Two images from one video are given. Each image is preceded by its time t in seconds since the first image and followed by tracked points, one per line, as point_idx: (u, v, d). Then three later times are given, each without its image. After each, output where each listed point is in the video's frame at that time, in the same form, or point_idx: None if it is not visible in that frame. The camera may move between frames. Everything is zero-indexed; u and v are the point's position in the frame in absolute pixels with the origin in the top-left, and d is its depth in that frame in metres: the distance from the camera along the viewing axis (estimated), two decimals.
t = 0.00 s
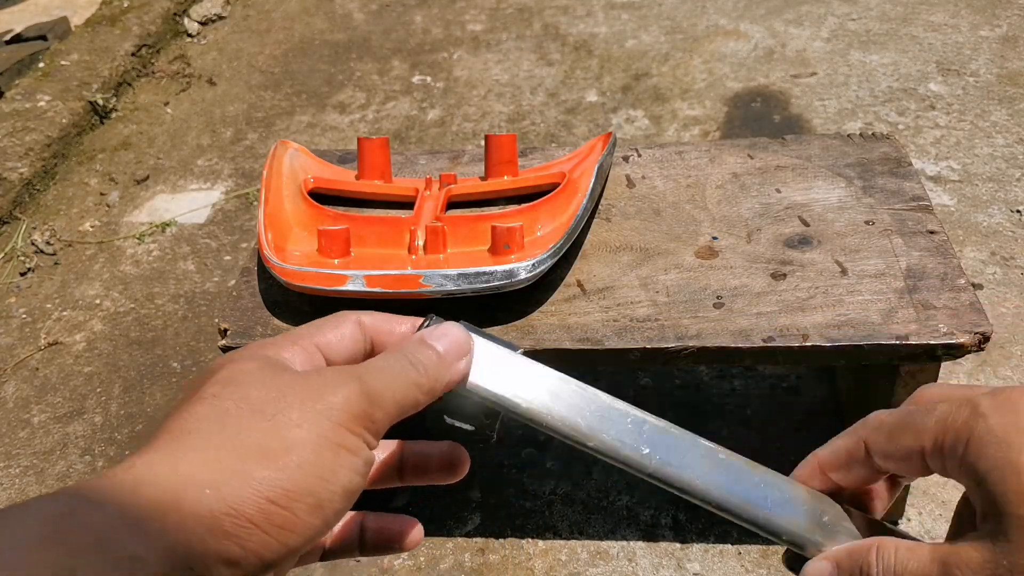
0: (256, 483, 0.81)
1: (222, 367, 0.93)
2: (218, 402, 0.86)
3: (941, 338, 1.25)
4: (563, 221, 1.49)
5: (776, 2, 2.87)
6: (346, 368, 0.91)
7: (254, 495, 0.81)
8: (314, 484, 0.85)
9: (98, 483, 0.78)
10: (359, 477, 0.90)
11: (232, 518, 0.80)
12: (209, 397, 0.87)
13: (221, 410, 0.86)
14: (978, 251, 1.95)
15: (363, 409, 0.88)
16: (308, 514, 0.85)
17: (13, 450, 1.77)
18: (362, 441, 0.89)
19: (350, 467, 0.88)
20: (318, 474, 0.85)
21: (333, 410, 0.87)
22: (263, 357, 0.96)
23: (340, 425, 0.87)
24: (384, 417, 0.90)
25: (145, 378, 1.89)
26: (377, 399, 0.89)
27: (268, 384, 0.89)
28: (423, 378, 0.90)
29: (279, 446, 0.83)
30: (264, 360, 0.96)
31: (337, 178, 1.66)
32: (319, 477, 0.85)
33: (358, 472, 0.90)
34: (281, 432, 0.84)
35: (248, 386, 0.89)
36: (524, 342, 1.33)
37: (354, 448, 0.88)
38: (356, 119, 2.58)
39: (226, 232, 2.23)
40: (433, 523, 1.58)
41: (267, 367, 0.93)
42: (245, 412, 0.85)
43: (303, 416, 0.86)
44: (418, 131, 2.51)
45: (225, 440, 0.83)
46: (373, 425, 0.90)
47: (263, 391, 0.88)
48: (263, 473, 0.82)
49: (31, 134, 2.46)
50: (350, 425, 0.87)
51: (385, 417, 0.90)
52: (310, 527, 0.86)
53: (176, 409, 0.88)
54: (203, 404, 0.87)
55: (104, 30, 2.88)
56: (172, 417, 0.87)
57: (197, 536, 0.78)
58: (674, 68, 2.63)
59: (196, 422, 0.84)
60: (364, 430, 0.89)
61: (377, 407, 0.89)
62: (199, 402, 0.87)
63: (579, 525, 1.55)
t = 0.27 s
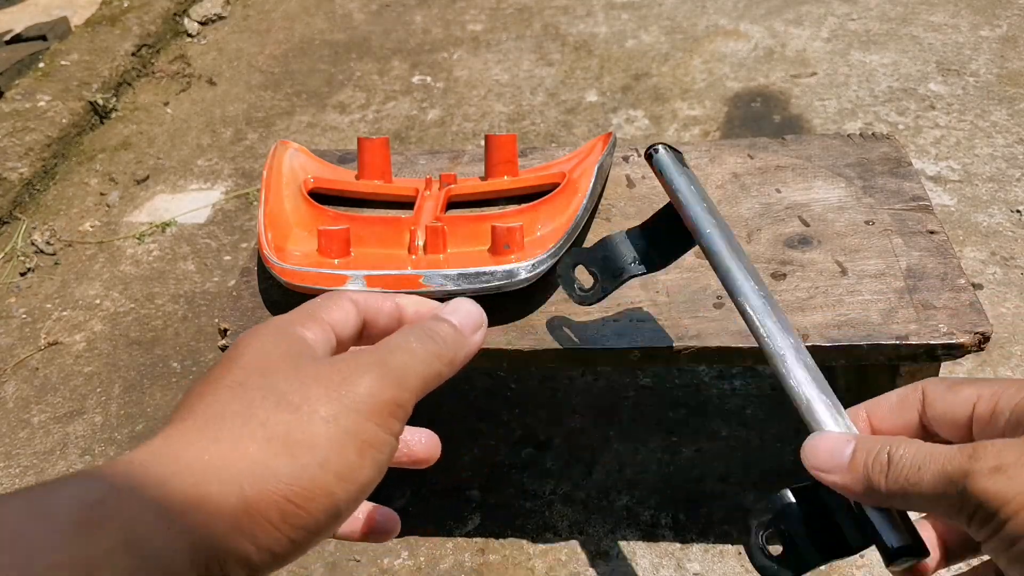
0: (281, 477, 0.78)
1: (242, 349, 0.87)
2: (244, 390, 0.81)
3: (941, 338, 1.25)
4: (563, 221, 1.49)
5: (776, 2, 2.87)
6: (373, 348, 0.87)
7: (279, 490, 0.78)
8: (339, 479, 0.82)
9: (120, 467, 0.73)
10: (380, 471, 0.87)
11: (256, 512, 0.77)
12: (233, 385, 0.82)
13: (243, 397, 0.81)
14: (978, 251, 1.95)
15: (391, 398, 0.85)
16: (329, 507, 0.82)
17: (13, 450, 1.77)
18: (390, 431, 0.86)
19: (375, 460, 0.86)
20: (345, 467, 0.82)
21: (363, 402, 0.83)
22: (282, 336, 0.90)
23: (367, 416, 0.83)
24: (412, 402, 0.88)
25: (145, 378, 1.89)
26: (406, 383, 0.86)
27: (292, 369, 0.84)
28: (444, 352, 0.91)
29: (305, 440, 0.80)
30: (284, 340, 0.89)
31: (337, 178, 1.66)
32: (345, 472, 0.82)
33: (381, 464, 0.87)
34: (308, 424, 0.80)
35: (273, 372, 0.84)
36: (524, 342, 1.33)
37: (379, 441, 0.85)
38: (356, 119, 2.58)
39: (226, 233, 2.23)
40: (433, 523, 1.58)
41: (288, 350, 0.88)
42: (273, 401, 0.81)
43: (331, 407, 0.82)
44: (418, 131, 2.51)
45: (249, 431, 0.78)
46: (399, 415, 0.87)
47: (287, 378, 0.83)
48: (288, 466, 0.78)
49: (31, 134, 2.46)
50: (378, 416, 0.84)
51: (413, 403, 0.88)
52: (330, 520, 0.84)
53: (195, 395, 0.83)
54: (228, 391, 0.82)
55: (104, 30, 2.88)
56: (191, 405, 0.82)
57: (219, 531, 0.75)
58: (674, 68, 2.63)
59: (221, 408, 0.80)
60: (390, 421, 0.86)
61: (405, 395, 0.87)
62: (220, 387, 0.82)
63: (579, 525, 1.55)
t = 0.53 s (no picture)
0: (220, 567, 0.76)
1: (207, 415, 0.85)
2: (201, 467, 0.80)
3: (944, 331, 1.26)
4: (563, 221, 1.49)
5: (776, 2, 2.87)
6: (336, 440, 0.87)
7: None
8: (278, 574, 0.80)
9: (56, 530, 0.71)
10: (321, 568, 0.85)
11: None
12: (190, 457, 0.81)
13: (199, 476, 0.79)
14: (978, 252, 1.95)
15: (345, 495, 0.84)
16: None
17: (13, 450, 1.77)
18: (339, 530, 0.84)
19: (318, 560, 0.84)
20: (285, 563, 0.80)
21: (316, 496, 0.82)
22: (249, 408, 0.88)
23: (318, 513, 0.82)
24: (365, 502, 0.86)
25: (145, 378, 1.89)
26: (361, 482, 0.85)
27: (252, 451, 0.83)
28: (405, 449, 0.90)
29: (251, 530, 0.78)
30: (250, 413, 0.88)
31: (337, 178, 1.66)
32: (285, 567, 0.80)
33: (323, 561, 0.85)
34: (257, 514, 0.79)
35: (233, 451, 0.82)
36: (524, 342, 1.33)
37: (326, 540, 0.83)
38: (356, 119, 2.58)
39: (226, 232, 2.23)
40: (433, 523, 1.58)
41: (252, 425, 0.86)
42: (226, 484, 0.79)
43: (283, 498, 0.80)
44: (418, 130, 2.51)
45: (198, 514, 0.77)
46: (350, 514, 0.85)
47: (245, 461, 0.82)
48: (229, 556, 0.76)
49: (31, 134, 2.46)
50: (329, 513, 0.83)
51: (367, 504, 0.86)
52: None
53: (149, 457, 0.81)
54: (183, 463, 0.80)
55: (104, 30, 2.88)
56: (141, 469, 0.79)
57: None
58: (674, 68, 2.63)
59: (173, 485, 0.78)
60: (341, 518, 0.84)
61: (359, 494, 0.85)
62: (178, 458, 0.80)
63: (579, 525, 1.55)
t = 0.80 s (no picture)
0: None
1: (144, 447, 0.82)
2: (135, 500, 0.77)
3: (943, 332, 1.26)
4: (563, 221, 1.49)
5: (776, 2, 2.87)
6: (277, 470, 0.84)
7: None
8: None
9: None
10: None
11: None
12: (124, 490, 0.78)
13: (131, 509, 0.76)
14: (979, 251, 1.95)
15: (284, 526, 0.81)
16: None
17: (13, 450, 1.77)
18: (276, 563, 0.81)
19: None
20: None
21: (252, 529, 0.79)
22: (189, 439, 0.86)
23: (255, 546, 0.79)
24: (306, 534, 0.84)
25: (145, 378, 1.89)
26: (302, 513, 0.83)
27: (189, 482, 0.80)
28: (349, 477, 0.88)
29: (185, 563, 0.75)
30: (189, 444, 0.85)
31: (337, 178, 1.66)
32: None
33: None
34: (192, 547, 0.76)
35: (170, 483, 0.79)
36: (524, 342, 1.33)
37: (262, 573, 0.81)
38: (356, 119, 2.58)
39: (226, 232, 2.23)
40: (433, 523, 1.58)
41: (190, 455, 0.84)
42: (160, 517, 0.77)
43: (218, 532, 0.78)
44: (418, 130, 2.51)
45: (131, 547, 0.74)
46: (289, 548, 0.83)
47: (182, 493, 0.79)
48: None
49: (31, 134, 2.46)
50: (266, 546, 0.80)
51: (308, 535, 0.84)
52: None
53: (82, 490, 0.78)
54: (116, 496, 0.77)
55: (104, 30, 2.88)
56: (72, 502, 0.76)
57: None
58: (674, 68, 2.63)
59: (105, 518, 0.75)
60: (280, 551, 0.82)
61: (299, 525, 0.83)
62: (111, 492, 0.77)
63: (579, 525, 1.55)
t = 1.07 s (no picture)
0: None
1: (152, 467, 0.82)
2: (142, 518, 0.77)
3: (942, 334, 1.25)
4: (563, 221, 1.49)
5: (776, 2, 2.87)
6: (282, 495, 0.85)
7: None
8: None
9: None
10: None
11: None
12: (132, 509, 0.77)
13: (138, 528, 0.76)
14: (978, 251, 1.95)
15: (288, 551, 0.81)
16: None
17: (13, 450, 1.77)
18: None
19: None
20: None
21: (257, 552, 0.79)
22: (195, 462, 0.85)
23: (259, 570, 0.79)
24: (308, 559, 0.84)
25: (145, 378, 1.89)
26: (306, 539, 0.83)
27: (196, 503, 0.80)
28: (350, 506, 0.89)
29: None
30: (196, 466, 0.85)
31: (337, 178, 1.66)
32: None
33: None
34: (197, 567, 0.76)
35: (178, 504, 0.79)
36: (524, 342, 1.33)
37: None
38: (356, 119, 2.58)
39: (226, 232, 2.23)
40: (433, 523, 1.58)
41: (196, 477, 0.83)
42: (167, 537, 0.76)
43: (223, 555, 0.78)
44: (418, 130, 2.51)
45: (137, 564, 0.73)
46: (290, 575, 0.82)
47: (189, 513, 0.79)
48: None
49: (31, 134, 2.46)
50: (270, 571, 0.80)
51: (309, 562, 0.84)
52: None
53: (89, 507, 0.77)
54: (123, 514, 0.77)
55: (104, 30, 2.88)
56: (79, 519, 0.75)
57: None
58: (674, 68, 2.63)
59: (113, 535, 0.74)
60: None
61: (302, 551, 0.83)
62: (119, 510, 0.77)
63: (579, 525, 1.55)
